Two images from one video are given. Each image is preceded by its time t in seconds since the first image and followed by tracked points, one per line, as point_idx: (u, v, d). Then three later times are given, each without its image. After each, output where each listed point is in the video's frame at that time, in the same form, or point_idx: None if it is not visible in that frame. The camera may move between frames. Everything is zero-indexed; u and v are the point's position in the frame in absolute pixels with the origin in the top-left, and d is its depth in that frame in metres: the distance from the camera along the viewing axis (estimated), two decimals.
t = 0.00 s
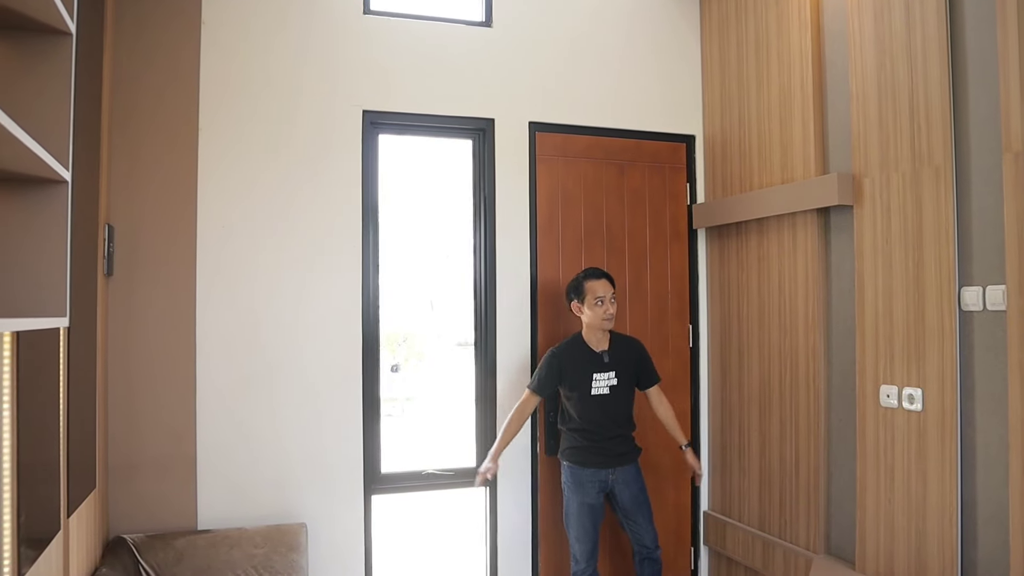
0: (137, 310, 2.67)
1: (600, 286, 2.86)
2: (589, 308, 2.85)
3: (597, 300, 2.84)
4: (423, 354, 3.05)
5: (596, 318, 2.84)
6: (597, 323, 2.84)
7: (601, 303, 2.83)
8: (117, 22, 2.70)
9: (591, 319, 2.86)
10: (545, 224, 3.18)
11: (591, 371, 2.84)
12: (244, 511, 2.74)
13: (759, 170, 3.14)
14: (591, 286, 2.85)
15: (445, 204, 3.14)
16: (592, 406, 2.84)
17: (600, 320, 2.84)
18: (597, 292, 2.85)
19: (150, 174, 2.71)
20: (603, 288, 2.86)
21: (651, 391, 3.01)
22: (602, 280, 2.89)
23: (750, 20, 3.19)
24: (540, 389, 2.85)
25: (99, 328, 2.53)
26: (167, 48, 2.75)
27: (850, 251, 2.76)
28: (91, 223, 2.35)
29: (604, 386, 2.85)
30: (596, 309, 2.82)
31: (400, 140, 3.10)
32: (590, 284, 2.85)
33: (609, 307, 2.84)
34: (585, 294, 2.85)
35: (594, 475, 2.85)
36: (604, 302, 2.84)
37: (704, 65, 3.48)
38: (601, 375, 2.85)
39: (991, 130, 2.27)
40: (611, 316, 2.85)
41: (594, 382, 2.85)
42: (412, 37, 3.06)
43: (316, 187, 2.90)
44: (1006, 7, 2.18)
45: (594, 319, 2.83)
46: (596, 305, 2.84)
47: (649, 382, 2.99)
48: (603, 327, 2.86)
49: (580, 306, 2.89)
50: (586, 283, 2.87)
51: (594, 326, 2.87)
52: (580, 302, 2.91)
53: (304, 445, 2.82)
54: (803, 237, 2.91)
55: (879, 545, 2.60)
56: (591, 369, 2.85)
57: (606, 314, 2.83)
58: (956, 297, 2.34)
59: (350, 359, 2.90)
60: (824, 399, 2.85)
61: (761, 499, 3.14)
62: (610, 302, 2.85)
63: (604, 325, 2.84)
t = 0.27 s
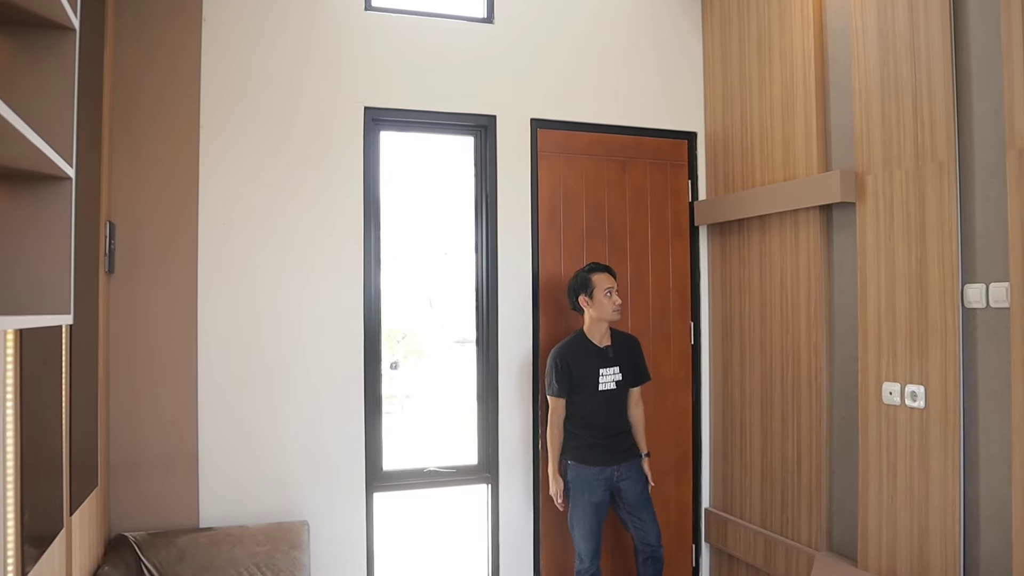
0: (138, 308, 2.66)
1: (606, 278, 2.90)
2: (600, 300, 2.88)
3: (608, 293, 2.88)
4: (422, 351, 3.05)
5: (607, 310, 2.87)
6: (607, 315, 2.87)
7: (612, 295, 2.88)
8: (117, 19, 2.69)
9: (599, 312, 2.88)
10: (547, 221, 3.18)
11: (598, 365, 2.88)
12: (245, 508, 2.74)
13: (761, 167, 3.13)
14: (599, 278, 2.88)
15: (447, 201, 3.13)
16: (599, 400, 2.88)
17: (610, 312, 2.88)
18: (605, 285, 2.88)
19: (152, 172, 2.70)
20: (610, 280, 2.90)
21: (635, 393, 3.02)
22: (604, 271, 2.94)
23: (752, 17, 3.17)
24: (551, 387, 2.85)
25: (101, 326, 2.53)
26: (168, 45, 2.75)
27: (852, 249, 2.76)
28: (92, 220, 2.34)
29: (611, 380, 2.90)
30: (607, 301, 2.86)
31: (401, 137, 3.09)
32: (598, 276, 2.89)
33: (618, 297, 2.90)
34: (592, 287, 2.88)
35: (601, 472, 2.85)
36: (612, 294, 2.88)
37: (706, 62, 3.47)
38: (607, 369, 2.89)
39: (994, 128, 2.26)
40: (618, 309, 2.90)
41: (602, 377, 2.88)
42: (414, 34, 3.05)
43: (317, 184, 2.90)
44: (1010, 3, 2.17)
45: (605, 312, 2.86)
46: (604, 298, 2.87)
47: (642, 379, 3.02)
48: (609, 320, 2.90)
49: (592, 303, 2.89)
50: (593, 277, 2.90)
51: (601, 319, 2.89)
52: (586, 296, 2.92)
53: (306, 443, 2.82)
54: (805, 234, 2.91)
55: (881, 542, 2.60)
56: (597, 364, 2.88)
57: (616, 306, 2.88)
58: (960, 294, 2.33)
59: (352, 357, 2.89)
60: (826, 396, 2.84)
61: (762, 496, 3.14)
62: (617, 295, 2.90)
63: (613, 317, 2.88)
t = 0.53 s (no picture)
0: (141, 306, 2.67)
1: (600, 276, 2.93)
2: (598, 297, 2.89)
3: (604, 290, 2.90)
4: (422, 349, 3.04)
5: (607, 307, 2.88)
6: (607, 311, 2.89)
7: (608, 291, 2.91)
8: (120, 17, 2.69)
9: (599, 309, 2.90)
10: (548, 219, 3.18)
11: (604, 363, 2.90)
12: (248, 506, 2.75)
13: (762, 165, 3.13)
14: (595, 277, 2.91)
15: (448, 200, 3.14)
16: (608, 398, 2.90)
17: (610, 308, 2.89)
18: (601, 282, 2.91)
19: (154, 170, 2.71)
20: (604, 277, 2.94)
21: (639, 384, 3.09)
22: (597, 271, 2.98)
23: (754, 15, 3.17)
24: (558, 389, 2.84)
25: (103, 324, 2.53)
26: (170, 45, 2.75)
27: (854, 247, 2.75)
28: (95, 218, 2.35)
29: (616, 377, 2.93)
30: (606, 297, 2.88)
31: (403, 135, 3.09)
32: (594, 275, 2.92)
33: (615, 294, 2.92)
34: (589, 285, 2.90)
35: (610, 469, 2.87)
36: (610, 291, 2.91)
37: (707, 60, 3.47)
38: (612, 366, 2.92)
39: (997, 126, 2.26)
40: (617, 305, 2.93)
41: (607, 374, 2.90)
42: (415, 32, 3.05)
43: (318, 183, 2.90)
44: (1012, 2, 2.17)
45: (604, 308, 2.88)
46: (602, 296, 2.90)
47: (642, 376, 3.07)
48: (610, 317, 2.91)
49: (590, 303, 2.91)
50: (589, 276, 2.93)
51: (602, 317, 2.91)
52: (585, 296, 2.93)
53: (308, 441, 2.82)
54: (806, 232, 2.90)
55: (882, 540, 2.60)
56: (602, 361, 2.90)
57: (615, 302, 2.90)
58: (962, 292, 2.33)
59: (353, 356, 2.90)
60: (827, 394, 2.84)
61: (764, 494, 3.14)
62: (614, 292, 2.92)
63: (613, 314, 2.90)
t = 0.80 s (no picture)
0: (142, 305, 2.67)
1: (596, 276, 2.90)
2: (597, 298, 2.87)
3: (603, 290, 2.87)
4: (421, 348, 3.04)
5: (606, 307, 2.86)
6: (607, 311, 2.86)
7: (606, 291, 2.88)
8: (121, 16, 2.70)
9: (598, 309, 2.88)
10: (549, 218, 3.18)
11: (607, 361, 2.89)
12: (249, 504, 2.75)
13: (763, 163, 3.13)
14: (593, 277, 2.90)
15: (448, 198, 3.13)
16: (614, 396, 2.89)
17: (610, 308, 2.87)
18: (598, 283, 2.88)
19: (155, 170, 2.71)
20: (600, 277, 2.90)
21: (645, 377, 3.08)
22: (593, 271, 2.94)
23: (754, 13, 3.17)
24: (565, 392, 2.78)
25: (104, 323, 2.53)
26: (170, 44, 2.75)
27: (854, 245, 2.75)
28: (97, 217, 2.35)
29: (620, 374, 2.92)
30: (605, 297, 2.85)
31: (403, 133, 3.09)
32: (592, 276, 2.90)
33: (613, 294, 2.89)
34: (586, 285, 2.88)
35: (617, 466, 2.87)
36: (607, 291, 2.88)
37: (707, 58, 3.46)
38: (615, 364, 2.91)
39: (998, 124, 2.26)
40: (616, 303, 2.91)
41: (611, 372, 2.89)
42: (415, 31, 3.05)
43: (318, 182, 2.90)
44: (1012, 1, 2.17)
45: (603, 309, 2.86)
46: (600, 296, 2.87)
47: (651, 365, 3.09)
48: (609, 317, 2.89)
49: (588, 303, 2.89)
50: (587, 276, 2.91)
51: (602, 317, 2.89)
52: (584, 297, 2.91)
53: (309, 440, 2.83)
54: (806, 230, 2.90)
55: (883, 537, 2.60)
56: (606, 359, 2.89)
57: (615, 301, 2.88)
58: (962, 290, 2.34)
59: (354, 354, 2.90)
60: (828, 392, 2.84)
61: (764, 492, 3.14)
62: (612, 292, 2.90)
63: (613, 313, 2.88)
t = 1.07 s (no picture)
0: (141, 305, 2.67)
1: (607, 276, 2.90)
2: (608, 298, 2.89)
3: (614, 290, 2.88)
4: (420, 347, 3.03)
5: (617, 307, 2.88)
6: (617, 312, 2.88)
7: (617, 291, 2.88)
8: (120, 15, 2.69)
9: (608, 310, 2.90)
10: (548, 218, 3.18)
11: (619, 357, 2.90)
12: (249, 503, 2.76)
13: (762, 162, 3.13)
14: (606, 277, 2.90)
15: (447, 196, 3.13)
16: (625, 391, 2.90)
17: (620, 309, 2.89)
18: (610, 283, 2.89)
19: (154, 169, 2.71)
20: (611, 277, 2.90)
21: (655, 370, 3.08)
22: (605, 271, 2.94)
23: (753, 12, 3.16)
24: (592, 392, 2.79)
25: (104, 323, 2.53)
26: (169, 43, 2.75)
27: (853, 243, 2.75)
28: (96, 217, 2.35)
29: (632, 371, 2.92)
30: (616, 297, 2.86)
31: (402, 132, 3.09)
32: (603, 275, 2.90)
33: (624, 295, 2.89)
34: (598, 285, 2.89)
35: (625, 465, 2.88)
36: (620, 291, 2.89)
37: (706, 57, 3.46)
38: (627, 361, 2.92)
39: (997, 123, 2.26)
40: (627, 303, 2.91)
41: (623, 369, 2.90)
42: (414, 30, 3.05)
43: (317, 181, 2.90)
44: None
45: (614, 309, 2.87)
46: (612, 296, 2.89)
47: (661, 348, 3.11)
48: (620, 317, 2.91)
49: (600, 302, 2.90)
50: (599, 276, 2.92)
51: (613, 317, 2.91)
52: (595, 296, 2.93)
53: (309, 439, 2.83)
54: (805, 229, 2.90)
55: (882, 535, 2.61)
56: (618, 357, 2.90)
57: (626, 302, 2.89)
58: (961, 289, 2.34)
59: (353, 353, 2.90)
60: (826, 390, 2.84)
61: (763, 490, 3.14)
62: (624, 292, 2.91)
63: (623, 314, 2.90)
